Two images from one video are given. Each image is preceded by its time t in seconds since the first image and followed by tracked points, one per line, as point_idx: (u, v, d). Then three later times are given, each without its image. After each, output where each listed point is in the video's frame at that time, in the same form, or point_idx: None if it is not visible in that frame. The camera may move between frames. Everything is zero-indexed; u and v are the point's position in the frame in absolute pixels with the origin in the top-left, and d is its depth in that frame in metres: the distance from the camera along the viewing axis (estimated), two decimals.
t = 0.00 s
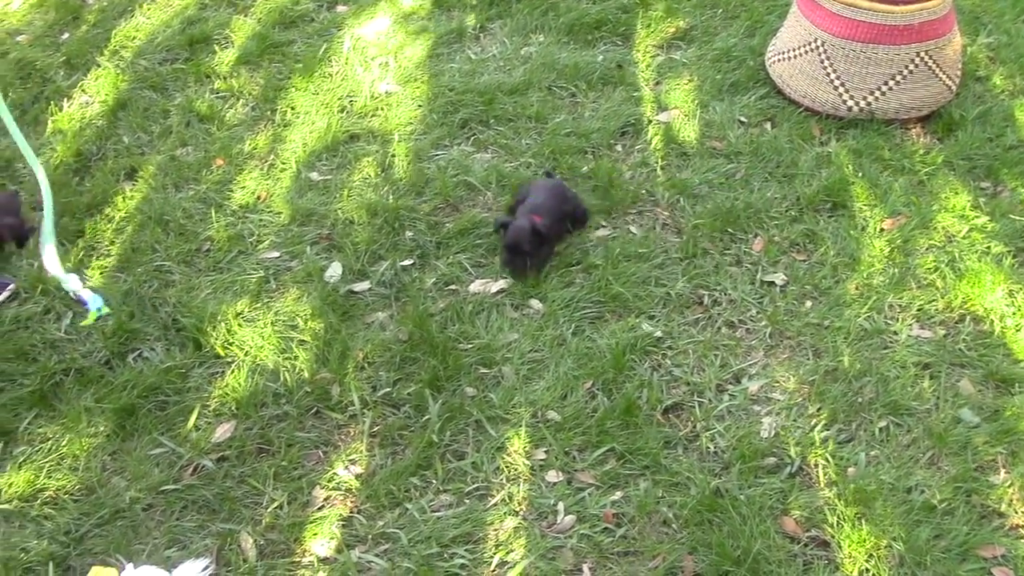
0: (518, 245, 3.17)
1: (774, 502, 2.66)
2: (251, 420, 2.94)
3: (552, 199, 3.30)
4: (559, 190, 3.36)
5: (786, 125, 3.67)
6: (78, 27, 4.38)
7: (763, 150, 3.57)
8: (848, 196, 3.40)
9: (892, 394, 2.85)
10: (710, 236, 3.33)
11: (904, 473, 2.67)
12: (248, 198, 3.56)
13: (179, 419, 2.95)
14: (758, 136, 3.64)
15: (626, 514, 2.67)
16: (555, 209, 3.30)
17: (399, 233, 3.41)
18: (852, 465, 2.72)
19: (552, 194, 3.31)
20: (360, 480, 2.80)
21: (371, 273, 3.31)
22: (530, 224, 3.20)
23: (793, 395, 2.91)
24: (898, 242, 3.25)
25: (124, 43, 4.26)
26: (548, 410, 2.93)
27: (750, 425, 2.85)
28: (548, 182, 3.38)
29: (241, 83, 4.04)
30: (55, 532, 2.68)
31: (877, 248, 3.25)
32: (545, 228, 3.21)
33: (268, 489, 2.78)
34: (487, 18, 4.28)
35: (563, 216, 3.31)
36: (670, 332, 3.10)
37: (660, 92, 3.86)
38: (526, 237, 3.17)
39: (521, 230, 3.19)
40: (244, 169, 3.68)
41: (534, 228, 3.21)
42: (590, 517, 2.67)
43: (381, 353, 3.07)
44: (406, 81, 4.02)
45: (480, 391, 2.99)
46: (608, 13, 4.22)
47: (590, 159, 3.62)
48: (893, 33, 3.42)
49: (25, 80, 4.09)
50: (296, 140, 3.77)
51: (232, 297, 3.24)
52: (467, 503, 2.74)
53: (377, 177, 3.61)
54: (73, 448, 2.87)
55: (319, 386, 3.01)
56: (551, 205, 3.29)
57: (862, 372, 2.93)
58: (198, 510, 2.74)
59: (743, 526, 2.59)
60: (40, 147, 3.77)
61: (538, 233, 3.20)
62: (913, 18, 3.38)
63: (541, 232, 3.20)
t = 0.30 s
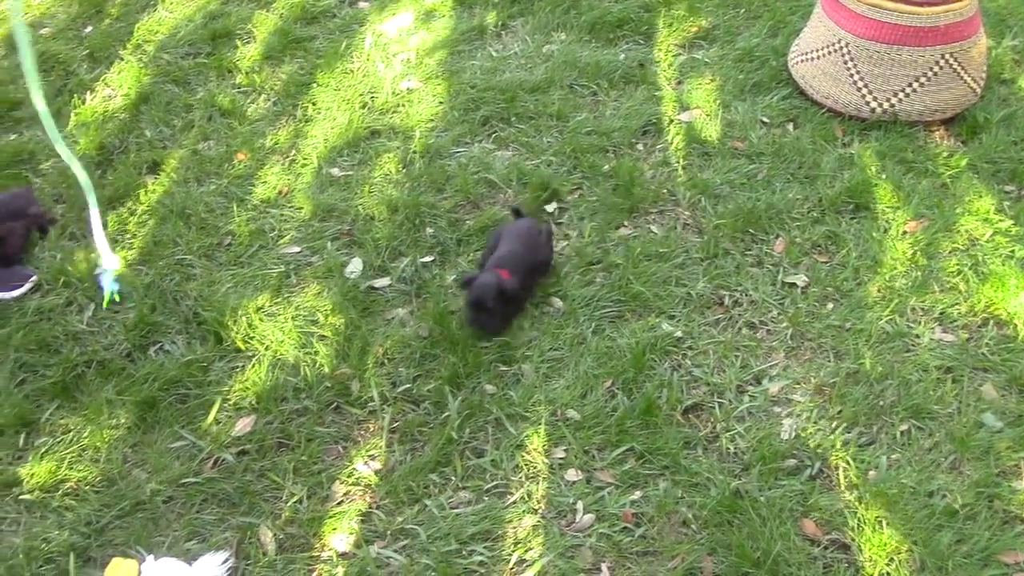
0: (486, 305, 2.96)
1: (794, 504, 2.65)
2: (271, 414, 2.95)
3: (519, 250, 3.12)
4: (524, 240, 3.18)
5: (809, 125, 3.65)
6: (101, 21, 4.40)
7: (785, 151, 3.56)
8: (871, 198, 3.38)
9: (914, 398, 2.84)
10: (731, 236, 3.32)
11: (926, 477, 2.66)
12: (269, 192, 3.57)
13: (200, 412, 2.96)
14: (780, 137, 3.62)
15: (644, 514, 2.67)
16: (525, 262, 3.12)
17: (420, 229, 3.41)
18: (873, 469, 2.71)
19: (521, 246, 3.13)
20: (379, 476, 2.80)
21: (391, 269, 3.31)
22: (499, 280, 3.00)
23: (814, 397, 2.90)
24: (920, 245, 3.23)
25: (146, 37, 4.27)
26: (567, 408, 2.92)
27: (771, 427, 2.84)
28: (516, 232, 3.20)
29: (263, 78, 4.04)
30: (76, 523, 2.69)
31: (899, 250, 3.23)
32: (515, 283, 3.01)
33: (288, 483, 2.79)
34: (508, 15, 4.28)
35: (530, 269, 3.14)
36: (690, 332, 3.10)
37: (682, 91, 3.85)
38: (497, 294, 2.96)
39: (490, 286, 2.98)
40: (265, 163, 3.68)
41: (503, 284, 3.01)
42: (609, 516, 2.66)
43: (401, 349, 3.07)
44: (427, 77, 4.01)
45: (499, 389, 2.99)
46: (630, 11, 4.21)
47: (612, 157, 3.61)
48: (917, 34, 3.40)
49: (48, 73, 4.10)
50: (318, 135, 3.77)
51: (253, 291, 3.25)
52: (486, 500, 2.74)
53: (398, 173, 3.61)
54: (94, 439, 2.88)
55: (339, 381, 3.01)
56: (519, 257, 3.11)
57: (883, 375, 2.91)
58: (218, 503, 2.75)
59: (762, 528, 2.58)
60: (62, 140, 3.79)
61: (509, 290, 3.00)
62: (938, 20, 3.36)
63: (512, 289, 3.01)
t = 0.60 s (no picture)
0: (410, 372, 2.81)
1: (820, 504, 2.63)
2: (297, 401, 2.95)
3: (474, 319, 2.90)
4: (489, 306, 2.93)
5: (839, 125, 3.63)
6: (133, 7, 4.43)
7: (815, 150, 3.54)
8: (901, 200, 3.36)
9: (943, 401, 2.82)
10: (759, 234, 3.31)
11: (953, 480, 2.64)
12: (297, 180, 3.58)
13: (226, 397, 2.97)
14: (810, 136, 3.60)
15: (669, 510, 2.66)
16: (478, 331, 2.88)
17: (448, 221, 3.42)
18: (900, 470, 2.69)
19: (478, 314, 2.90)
20: (403, 465, 2.81)
21: (417, 259, 3.32)
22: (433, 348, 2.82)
23: (841, 396, 2.88)
24: (950, 247, 3.21)
25: (177, 24, 4.29)
26: (592, 402, 2.92)
27: (797, 425, 2.83)
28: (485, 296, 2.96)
29: (293, 67, 4.05)
30: (103, 504, 2.71)
31: (929, 252, 3.21)
32: (450, 356, 2.82)
33: (313, 470, 2.80)
34: (538, 9, 4.27)
35: (484, 339, 2.89)
36: (717, 330, 3.09)
37: (711, 88, 3.84)
38: (422, 367, 2.80)
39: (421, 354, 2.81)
40: (293, 152, 3.69)
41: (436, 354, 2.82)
42: (634, 510, 2.66)
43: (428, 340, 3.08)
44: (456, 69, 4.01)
45: (525, 382, 2.99)
46: (660, 7, 4.20)
47: (640, 153, 3.60)
48: (952, 35, 3.39)
49: (80, 58, 4.13)
50: (346, 125, 3.78)
51: (280, 278, 3.26)
52: (510, 492, 2.74)
53: (426, 165, 3.61)
54: (122, 422, 2.90)
55: (365, 370, 3.02)
56: (472, 326, 2.88)
57: (912, 377, 2.89)
58: (243, 488, 2.76)
59: (788, 526, 2.57)
60: (93, 125, 3.81)
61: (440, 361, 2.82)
62: (973, 21, 3.35)
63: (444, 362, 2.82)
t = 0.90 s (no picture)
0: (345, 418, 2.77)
1: (855, 501, 2.62)
2: (333, 384, 2.97)
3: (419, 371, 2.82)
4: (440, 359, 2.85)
5: (881, 122, 3.61)
6: None
7: (856, 147, 3.52)
8: (942, 199, 3.33)
9: (982, 401, 2.80)
10: (797, 230, 3.30)
11: (991, 482, 2.63)
12: (337, 166, 3.61)
13: (263, 379, 3.00)
14: (851, 132, 3.58)
15: (703, 502, 2.66)
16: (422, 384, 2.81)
17: (485, 209, 3.43)
18: (937, 469, 2.67)
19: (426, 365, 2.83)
20: (437, 450, 2.83)
21: (454, 247, 3.33)
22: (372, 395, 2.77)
23: (879, 394, 2.87)
24: (992, 248, 3.18)
25: (219, 8, 4.33)
26: (627, 393, 2.92)
27: (834, 422, 2.82)
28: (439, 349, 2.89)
29: (333, 53, 4.07)
30: (142, 480, 2.75)
31: (970, 251, 3.18)
32: (386, 407, 2.76)
33: (348, 452, 2.82)
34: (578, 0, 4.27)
35: (427, 393, 2.81)
36: (754, 324, 3.07)
37: (752, 82, 3.82)
38: (359, 415, 2.76)
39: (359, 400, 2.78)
40: (332, 137, 3.72)
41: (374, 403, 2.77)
42: (667, 502, 2.66)
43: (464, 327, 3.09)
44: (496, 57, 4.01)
45: (560, 371, 2.99)
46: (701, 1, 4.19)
47: (679, 146, 3.60)
48: (998, 33, 3.35)
49: (123, 40, 4.18)
50: (386, 112, 3.80)
51: (319, 263, 3.29)
52: (543, 481, 2.74)
53: (464, 153, 3.62)
54: (161, 400, 2.94)
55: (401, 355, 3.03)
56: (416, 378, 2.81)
57: (951, 377, 2.87)
58: (279, 468, 2.79)
59: (822, 522, 2.56)
60: (135, 106, 3.86)
61: (376, 410, 2.76)
62: (1020, 19, 3.29)
63: (379, 411, 2.76)
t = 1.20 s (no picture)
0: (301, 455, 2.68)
1: (915, 490, 2.59)
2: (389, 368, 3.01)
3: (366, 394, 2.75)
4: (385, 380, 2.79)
5: (941, 109, 3.55)
6: None
7: (915, 134, 3.47)
8: (1004, 187, 3.28)
9: None
10: (855, 218, 3.27)
11: None
12: (392, 153, 3.64)
13: (321, 362, 3.04)
14: (910, 119, 3.53)
15: (759, 489, 2.65)
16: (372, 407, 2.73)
17: (540, 197, 3.44)
18: (1000, 459, 2.63)
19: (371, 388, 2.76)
20: (493, 435, 2.85)
21: (508, 234, 3.35)
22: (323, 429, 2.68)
23: (940, 383, 2.83)
24: None
25: None
26: (683, 380, 2.92)
27: (894, 410, 2.79)
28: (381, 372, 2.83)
29: (388, 42, 4.11)
30: (204, 460, 2.81)
31: None
32: (341, 435, 2.66)
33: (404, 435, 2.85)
34: None
35: (379, 414, 2.72)
36: (811, 312, 3.05)
37: (808, 69, 3.78)
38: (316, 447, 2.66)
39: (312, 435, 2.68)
40: (387, 125, 3.75)
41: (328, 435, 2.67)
42: (723, 488, 2.65)
43: (518, 313, 3.11)
44: (550, 45, 4.02)
45: (615, 357, 2.99)
46: None
47: (734, 133, 3.58)
48: None
49: (182, 30, 4.25)
50: (441, 100, 3.83)
51: (375, 249, 3.33)
52: (598, 466, 2.75)
53: (518, 140, 3.64)
54: (221, 382, 3.00)
55: (457, 340, 3.06)
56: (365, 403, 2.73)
57: (1014, 367, 2.83)
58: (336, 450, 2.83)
59: (881, 511, 2.54)
60: (194, 95, 3.93)
61: (331, 441, 2.66)
62: None
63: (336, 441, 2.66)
